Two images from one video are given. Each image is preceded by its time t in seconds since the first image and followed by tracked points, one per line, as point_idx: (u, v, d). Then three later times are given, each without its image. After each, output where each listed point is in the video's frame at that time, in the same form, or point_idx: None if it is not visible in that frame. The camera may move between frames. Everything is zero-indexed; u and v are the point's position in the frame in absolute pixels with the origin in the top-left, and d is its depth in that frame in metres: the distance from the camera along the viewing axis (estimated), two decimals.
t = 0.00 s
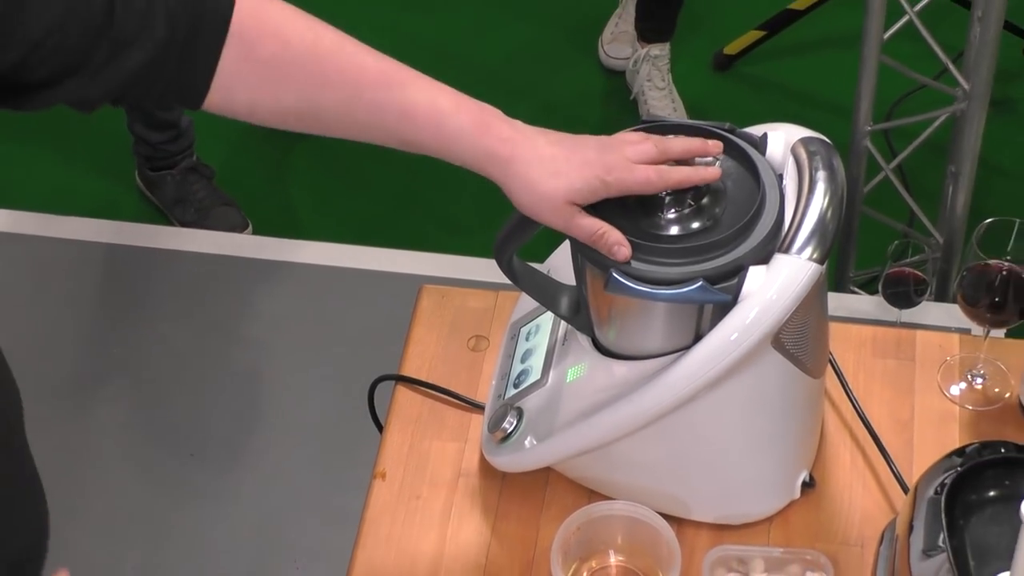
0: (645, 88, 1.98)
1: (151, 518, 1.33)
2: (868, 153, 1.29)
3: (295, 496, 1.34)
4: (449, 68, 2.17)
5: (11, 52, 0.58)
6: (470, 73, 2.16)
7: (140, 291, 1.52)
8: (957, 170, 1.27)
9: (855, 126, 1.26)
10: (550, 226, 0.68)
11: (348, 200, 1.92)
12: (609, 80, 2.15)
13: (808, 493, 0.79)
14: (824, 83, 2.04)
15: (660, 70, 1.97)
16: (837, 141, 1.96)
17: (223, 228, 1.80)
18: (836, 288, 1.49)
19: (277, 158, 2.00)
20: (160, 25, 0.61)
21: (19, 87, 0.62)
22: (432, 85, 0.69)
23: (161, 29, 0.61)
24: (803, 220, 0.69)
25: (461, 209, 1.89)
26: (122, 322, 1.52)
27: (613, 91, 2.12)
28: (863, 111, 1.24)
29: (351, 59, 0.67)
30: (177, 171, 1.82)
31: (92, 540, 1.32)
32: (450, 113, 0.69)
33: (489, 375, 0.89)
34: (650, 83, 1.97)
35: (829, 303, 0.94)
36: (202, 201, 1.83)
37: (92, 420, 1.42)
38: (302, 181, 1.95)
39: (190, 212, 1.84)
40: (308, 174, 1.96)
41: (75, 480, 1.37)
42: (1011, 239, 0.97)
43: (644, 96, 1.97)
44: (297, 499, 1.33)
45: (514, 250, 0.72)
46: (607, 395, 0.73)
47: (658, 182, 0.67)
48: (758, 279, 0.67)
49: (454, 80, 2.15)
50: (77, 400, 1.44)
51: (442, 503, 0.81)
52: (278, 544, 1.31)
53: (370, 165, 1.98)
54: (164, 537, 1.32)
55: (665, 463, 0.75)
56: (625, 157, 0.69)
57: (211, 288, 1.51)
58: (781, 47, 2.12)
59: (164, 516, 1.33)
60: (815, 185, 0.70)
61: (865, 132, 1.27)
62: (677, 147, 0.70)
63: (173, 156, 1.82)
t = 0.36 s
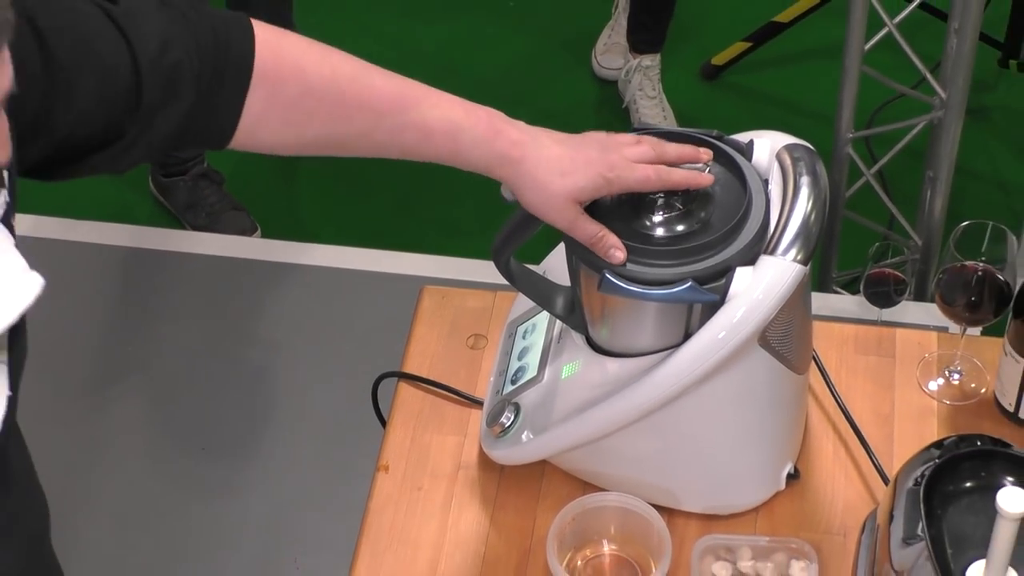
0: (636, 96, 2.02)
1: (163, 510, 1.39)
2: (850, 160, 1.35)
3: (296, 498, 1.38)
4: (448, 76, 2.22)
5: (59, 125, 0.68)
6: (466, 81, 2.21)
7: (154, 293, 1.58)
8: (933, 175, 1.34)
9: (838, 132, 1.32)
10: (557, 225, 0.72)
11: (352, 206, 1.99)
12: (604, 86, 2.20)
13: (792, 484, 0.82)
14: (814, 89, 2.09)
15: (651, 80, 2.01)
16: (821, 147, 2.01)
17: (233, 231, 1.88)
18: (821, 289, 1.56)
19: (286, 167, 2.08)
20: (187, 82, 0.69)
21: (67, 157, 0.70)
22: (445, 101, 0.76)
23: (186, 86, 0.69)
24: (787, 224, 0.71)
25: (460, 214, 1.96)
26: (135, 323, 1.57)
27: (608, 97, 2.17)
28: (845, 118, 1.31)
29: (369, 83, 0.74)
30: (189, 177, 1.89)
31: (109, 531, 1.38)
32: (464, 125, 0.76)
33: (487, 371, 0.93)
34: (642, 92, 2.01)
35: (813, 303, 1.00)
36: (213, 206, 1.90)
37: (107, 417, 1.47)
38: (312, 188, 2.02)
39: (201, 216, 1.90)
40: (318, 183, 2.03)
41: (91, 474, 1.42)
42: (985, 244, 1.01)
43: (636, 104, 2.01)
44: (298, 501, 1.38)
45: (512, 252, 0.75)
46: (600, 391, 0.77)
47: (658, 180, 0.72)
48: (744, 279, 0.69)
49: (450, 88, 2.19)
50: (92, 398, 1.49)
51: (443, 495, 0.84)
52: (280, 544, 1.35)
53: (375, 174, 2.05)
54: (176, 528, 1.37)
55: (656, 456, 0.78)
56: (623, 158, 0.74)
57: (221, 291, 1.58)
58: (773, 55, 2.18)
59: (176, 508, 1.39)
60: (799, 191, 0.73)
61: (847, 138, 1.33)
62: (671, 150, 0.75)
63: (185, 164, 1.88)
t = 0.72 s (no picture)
0: (633, 100, 2.04)
1: (169, 507, 1.40)
2: (843, 163, 1.37)
3: (296, 498, 1.40)
4: (448, 80, 2.24)
5: (81, 158, 0.67)
6: (466, 86, 2.23)
7: (160, 294, 1.61)
8: (924, 177, 1.36)
9: (830, 135, 1.34)
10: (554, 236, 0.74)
11: (353, 207, 2.01)
12: (603, 89, 2.22)
13: (787, 480, 0.84)
14: (809, 93, 2.11)
15: (649, 85, 2.03)
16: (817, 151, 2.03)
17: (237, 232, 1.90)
18: (814, 288, 1.58)
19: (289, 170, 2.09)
20: (199, 110, 0.70)
21: (83, 188, 0.71)
22: (442, 124, 0.78)
23: (198, 112, 0.70)
24: (781, 225, 0.73)
25: (460, 216, 1.98)
26: (141, 323, 1.59)
27: (606, 100, 2.19)
28: (837, 121, 1.32)
29: (371, 106, 0.75)
30: (196, 179, 1.92)
31: (115, 527, 1.40)
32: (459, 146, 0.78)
33: (488, 369, 0.95)
34: (639, 96, 2.03)
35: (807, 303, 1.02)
36: (219, 207, 1.92)
37: (113, 415, 1.49)
38: (316, 192, 2.04)
39: (207, 217, 1.92)
40: (321, 186, 2.05)
41: (97, 472, 1.44)
42: (975, 245, 1.04)
43: (634, 108, 2.04)
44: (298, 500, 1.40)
45: (512, 252, 0.77)
46: (599, 388, 0.78)
47: (650, 189, 0.73)
48: (740, 279, 0.71)
49: (449, 93, 2.22)
50: (98, 397, 1.51)
51: (444, 491, 0.86)
52: (280, 543, 1.37)
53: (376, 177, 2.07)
54: (181, 524, 1.39)
55: (653, 453, 0.80)
56: (615, 169, 0.75)
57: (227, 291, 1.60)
58: (768, 60, 2.20)
59: (180, 504, 1.40)
60: (793, 194, 0.74)
61: (840, 141, 1.34)
62: (661, 158, 0.77)
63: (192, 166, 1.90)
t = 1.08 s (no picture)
0: (633, 101, 2.04)
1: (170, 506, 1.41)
2: (843, 163, 1.37)
3: (296, 498, 1.40)
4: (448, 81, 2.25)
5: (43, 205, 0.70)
6: (466, 87, 2.23)
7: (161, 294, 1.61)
8: (925, 177, 1.36)
9: (830, 135, 1.34)
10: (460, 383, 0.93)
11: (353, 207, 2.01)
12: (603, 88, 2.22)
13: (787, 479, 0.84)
14: (809, 94, 2.11)
15: (649, 85, 2.03)
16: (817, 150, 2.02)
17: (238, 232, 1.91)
18: (814, 288, 1.59)
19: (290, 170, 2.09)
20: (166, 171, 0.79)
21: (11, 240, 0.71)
22: (331, 249, 0.87)
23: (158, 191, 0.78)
24: (781, 225, 0.73)
25: (460, 216, 1.98)
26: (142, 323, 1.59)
27: (607, 99, 2.19)
28: (837, 121, 1.32)
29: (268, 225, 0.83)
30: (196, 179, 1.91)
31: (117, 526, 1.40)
32: (334, 277, 0.85)
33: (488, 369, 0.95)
34: (639, 96, 2.03)
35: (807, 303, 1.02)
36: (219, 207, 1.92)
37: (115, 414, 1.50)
38: (318, 192, 2.04)
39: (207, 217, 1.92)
40: (321, 187, 2.06)
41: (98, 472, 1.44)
42: (974, 245, 1.04)
43: (634, 108, 2.04)
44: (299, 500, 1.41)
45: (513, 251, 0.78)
46: (598, 388, 0.78)
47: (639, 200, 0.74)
48: (740, 279, 0.71)
49: (450, 94, 2.22)
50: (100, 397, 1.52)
51: (444, 491, 0.86)
52: (281, 543, 1.37)
53: (377, 177, 2.07)
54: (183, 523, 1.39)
55: (653, 453, 0.80)
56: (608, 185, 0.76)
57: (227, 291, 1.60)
58: (768, 60, 2.20)
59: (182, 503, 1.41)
60: (793, 194, 0.74)
61: (840, 141, 1.34)
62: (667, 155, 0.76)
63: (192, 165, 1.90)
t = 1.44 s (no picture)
0: (634, 101, 2.04)
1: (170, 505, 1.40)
2: (843, 163, 1.37)
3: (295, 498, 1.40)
4: (448, 81, 2.25)
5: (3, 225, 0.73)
6: (466, 88, 2.23)
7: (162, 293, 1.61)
8: (925, 177, 1.37)
9: (830, 135, 1.34)
10: None
11: (353, 207, 2.01)
12: (603, 88, 2.22)
13: (787, 479, 0.84)
14: (809, 94, 2.11)
15: (649, 85, 2.03)
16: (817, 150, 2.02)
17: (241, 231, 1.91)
18: (814, 288, 1.59)
19: (290, 170, 2.09)
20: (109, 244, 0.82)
21: None
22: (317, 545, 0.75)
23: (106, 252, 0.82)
24: (782, 225, 0.73)
25: (461, 216, 1.98)
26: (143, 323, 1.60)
27: (607, 100, 2.19)
28: (837, 121, 1.32)
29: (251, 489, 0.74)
30: (195, 179, 1.90)
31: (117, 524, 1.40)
32: (289, 552, 0.74)
33: (488, 368, 0.95)
34: (639, 96, 2.03)
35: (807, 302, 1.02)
36: (219, 207, 1.92)
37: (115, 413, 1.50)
38: (318, 192, 2.04)
39: (207, 218, 1.91)
40: (321, 186, 2.06)
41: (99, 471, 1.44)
42: (975, 245, 1.04)
43: (634, 108, 2.03)
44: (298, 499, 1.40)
45: (512, 252, 0.77)
46: (598, 388, 0.78)
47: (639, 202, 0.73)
48: (740, 279, 0.71)
49: (450, 95, 2.22)
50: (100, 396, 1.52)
51: (444, 491, 0.86)
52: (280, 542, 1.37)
53: (377, 177, 2.07)
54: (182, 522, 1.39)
55: (653, 454, 0.80)
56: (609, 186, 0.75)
57: (227, 291, 1.60)
58: (768, 60, 2.20)
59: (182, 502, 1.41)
60: (793, 194, 0.74)
61: (840, 141, 1.34)
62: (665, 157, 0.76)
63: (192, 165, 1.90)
